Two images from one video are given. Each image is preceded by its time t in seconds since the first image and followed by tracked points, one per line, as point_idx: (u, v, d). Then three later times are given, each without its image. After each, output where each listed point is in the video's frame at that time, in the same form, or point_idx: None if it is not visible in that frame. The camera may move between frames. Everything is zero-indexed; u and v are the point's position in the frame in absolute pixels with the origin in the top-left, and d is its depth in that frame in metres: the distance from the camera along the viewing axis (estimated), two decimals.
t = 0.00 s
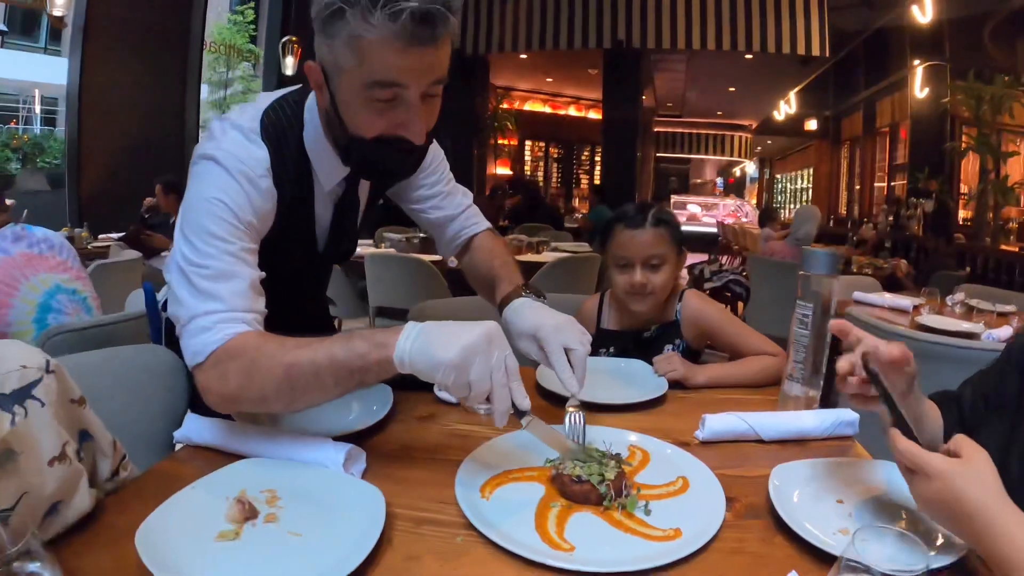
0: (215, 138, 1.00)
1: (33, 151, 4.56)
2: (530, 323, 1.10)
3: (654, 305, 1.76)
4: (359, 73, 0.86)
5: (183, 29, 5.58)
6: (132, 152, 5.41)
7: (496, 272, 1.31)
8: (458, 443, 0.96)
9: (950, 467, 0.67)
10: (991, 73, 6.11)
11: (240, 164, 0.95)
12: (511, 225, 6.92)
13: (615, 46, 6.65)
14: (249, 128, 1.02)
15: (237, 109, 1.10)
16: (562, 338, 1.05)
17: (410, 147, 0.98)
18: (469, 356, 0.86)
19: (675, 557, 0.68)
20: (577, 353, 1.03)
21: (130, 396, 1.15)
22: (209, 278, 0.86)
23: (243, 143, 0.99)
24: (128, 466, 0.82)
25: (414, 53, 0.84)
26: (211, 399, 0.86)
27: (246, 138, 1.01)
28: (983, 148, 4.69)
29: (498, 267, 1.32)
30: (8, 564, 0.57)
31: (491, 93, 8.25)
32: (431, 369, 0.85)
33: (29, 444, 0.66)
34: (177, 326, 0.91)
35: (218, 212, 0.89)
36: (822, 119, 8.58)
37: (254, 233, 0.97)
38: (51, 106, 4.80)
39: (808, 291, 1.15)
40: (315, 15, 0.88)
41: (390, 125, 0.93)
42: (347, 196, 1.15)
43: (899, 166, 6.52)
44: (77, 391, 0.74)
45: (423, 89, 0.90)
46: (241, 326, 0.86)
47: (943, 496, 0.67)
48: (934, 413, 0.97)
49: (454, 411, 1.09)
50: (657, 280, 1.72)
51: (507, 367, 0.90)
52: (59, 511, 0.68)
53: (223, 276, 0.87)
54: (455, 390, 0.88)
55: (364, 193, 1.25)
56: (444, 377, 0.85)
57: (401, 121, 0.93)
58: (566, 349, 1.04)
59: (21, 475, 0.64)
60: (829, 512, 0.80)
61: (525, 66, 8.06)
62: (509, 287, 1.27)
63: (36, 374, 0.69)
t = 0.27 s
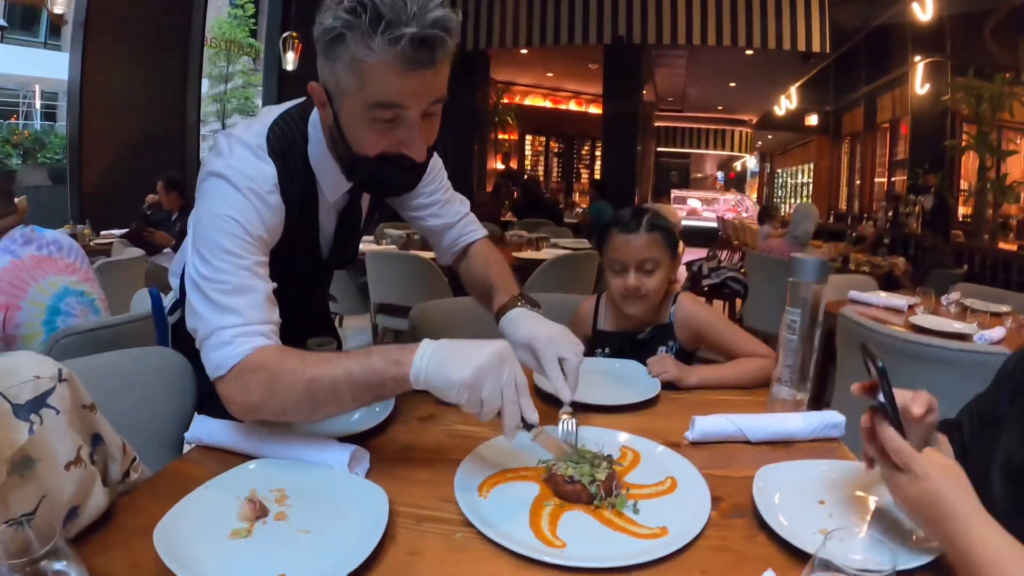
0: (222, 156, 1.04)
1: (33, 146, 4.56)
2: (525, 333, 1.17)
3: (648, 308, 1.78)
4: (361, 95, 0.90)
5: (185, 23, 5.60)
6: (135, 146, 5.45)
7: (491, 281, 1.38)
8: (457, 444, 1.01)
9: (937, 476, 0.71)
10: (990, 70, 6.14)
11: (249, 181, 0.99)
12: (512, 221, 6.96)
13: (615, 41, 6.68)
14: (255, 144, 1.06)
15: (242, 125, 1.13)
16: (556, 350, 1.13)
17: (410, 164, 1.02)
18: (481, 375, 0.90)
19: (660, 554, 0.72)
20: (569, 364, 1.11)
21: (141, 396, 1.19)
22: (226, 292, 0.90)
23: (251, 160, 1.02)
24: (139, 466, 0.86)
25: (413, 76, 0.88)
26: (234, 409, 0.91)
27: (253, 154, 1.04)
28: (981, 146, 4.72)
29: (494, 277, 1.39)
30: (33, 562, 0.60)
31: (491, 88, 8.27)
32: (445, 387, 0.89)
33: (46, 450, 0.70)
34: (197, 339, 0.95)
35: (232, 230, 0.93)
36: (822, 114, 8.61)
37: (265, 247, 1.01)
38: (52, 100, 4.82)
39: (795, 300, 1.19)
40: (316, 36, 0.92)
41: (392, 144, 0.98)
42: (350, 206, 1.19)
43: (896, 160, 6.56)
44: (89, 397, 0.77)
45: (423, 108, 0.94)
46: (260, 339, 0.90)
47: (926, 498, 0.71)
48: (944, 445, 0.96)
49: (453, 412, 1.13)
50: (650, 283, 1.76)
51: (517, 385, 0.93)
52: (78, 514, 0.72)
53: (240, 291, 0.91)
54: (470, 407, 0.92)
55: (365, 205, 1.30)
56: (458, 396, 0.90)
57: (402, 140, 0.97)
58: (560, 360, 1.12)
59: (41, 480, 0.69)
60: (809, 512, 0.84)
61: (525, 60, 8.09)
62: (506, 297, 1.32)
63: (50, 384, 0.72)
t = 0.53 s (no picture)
0: (227, 164, 1.06)
1: (32, 139, 4.54)
2: (522, 337, 1.21)
3: (643, 306, 1.81)
4: (363, 109, 0.93)
5: (184, 16, 5.57)
6: (134, 139, 5.44)
7: (488, 285, 1.42)
8: (456, 443, 1.03)
9: (918, 481, 0.73)
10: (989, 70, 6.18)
11: (254, 190, 1.01)
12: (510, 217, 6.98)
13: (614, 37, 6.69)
14: (259, 152, 1.08)
15: (245, 134, 1.15)
16: (551, 354, 1.16)
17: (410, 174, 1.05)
18: (488, 392, 0.93)
19: (650, 552, 0.75)
20: (564, 367, 1.15)
21: (145, 395, 1.22)
22: (235, 301, 0.93)
23: (255, 169, 1.04)
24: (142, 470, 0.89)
25: (412, 90, 0.91)
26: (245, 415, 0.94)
27: (257, 163, 1.06)
28: (979, 146, 4.73)
29: (491, 280, 1.43)
30: (49, 561, 0.62)
31: (490, 83, 8.27)
32: (453, 404, 0.92)
33: (57, 455, 0.72)
34: (208, 347, 0.97)
35: (239, 239, 0.96)
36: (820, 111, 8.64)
37: (271, 254, 1.03)
38: (50, 93, 4.79)
39: (787, 302, 1.20)
40: (318, 51, 0.95)
41: (393, 155, 1.00)
42: (352, 212, 1.22)
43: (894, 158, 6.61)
44: (94, 404, 0.80)
45: (422, 120, 0.97)
46: (271, 347, 0.93)
47: (909, 500, 0.73)
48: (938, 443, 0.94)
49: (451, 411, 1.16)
50: (647, 281, 1.78)
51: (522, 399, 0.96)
52: (88, 517, 0.74)
53: (248, 299, 0.93)
54: (477, 421, 0.95)
55: (366, 213, 1.33)
56: (466, 412, 0.93)
57: (403, 151, 1.00)
58: (555, 364, 1.15)
59: (52, 484, 0.71)
60: (797, 511, 0.87)
61: (525, 55, 8.08)
62: (502, 301, 1.36)
63: (58, 390, 0.75)
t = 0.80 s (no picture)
0: (230, 166, 1.08)
1: (32, 137, 4.56)
2: (523, 339, 1.23)
3: (644, 304, 1.83)
4: (360, 118, 0.95)
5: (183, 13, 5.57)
6: (134, 136, 5.45)
7: (490, 287, 1.44)
8: (458, 441, 1.05)
9: (912, 479, 0.75)
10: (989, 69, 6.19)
11: (256, 193, 1.03)
12: (510, 214, 6.99)
13: (614, 33, 6.70)
14: (263, 156, 1.10)
15: (248, 136, 1.17)
16: (551, 356, 1.18)
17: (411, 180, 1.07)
18: (464, 384, 0.95)
19: (647, 549, 0.77)
20: (564, 369, 1.17)
21: (151, 396, 1.24)
22: (231, 302, 0.95)
23: (258, 172, 1.06)
24: (151, 472, 0.89)
25: (408, 98, 0.93)
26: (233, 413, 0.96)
27: (260, 166, 1.08)
28: (979, 144, 4.74)
29: (492, 281, 1.45)
30: (62, 560, 0.64)
31: (490, 80, 8.27)
32: (432, 396, 0.95)
33: (68, 462, 0.75)
34: (202, 344, 0.99)
35: (237, 241, 0.98)
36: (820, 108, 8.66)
37: (270, 255, 1.05)
38: (50, 90, 4.80)
39: (784, 302, 1.22)
40: (313, 62, 0.96)
41: (394, 160, 1.02)
42: (355, 215, 1.23)
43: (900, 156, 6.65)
44: (105, 411, 0.82)
45: (420, 126, 0.99)
46: (260, 346, 0.95)
47: (901, 497, 0.76)
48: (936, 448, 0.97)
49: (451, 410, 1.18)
50: (647, 278, 1.81)
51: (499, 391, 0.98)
52: (104, 521, 0.76)
53: (243, 299, 0.95)
54: (456, 413, 0.97)
55: (369, 217, 1.35)
56: (443, 403, 0.95)
57: (403, 156, 1.02)
58: (555, 366, 1.17)
59: (64, 490, 0.74)
60: (790, 509, 0.90)
61: (525, 52, 8.09)
62: (504, 303, 1.38)
63: (68, 399, 0.77)
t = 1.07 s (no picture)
0: (238, 159, 1.09)
1: (32, 130, 4.56)
2: (528, 333, 1.24)
3: (646, 298, 1.85)
4: (363, 122, 0.95)
5: (185, 5, 5.55)
6: (136, 130, 5.45)
7: (496, 280, 1.44)
8: (461, 434, 1.06)
9: (913, 474, 0.77)
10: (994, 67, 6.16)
11: (263, 186, 1.04)
12: (512, 208, 7.00)
13: (617, 27, 6.68)
14: (272, 150, 1.11)
15: (257, 130, 1.18)
16: (556, 350, 1.19)
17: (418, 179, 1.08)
18: (454, 356, 0.96)
19: (649, 541, 0.78)
20: (569, 362, 1.18)
21: (156, 389, 1.24)
22: (228, 289, 0.96)
23: (264, 165, 1.07)
24: (158, 465, 0.91)
25: (410, 102, 0.93)
26: (224, 397, 0.95)
27: (267, 160, 1.09)
28: (981, 142, 4.73)
29: (499, 274, 1.46)
30: (72, 551, 0.65)
31: (492, 74, 8.25)
32: (421, 365, 0.95)
33: (81, 457, 0.75)
34: (196, 328, 1.00)
35: (239, 230, 0.99)
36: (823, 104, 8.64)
37: (271, 248, 1.06)
38: (51, 83, 4.79)
39: (785, 299, 1.23)
40: (315, 67, 0.97)
41: (400, 161, 1.03)
42: (362, 211, 1.24)
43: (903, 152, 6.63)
44: (115, 407, 0.83)
45: (424, 126, 0.99)
46: (249, 331, 0.95)
47: (902, 492, 0.77)
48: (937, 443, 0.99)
49: (454, 404, 1.18)
50: (651, 273, 1.82)
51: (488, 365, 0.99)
52: (114, 514, 0.77)
53: (240, 287, 0.96)
54: (442, 385, 0.97)
55: (376, 213, 1.35)
56: (431, 372, 0.95)
57: (408, 156, 1.03)
58: (559, 359, 1.18)
59: (75, 485, 0.74)
60: (791, 503, 0.91)
61: (527, 46, 8.06)
62: (510, 296, 1.39)
63: (81, 394, 0.78)
